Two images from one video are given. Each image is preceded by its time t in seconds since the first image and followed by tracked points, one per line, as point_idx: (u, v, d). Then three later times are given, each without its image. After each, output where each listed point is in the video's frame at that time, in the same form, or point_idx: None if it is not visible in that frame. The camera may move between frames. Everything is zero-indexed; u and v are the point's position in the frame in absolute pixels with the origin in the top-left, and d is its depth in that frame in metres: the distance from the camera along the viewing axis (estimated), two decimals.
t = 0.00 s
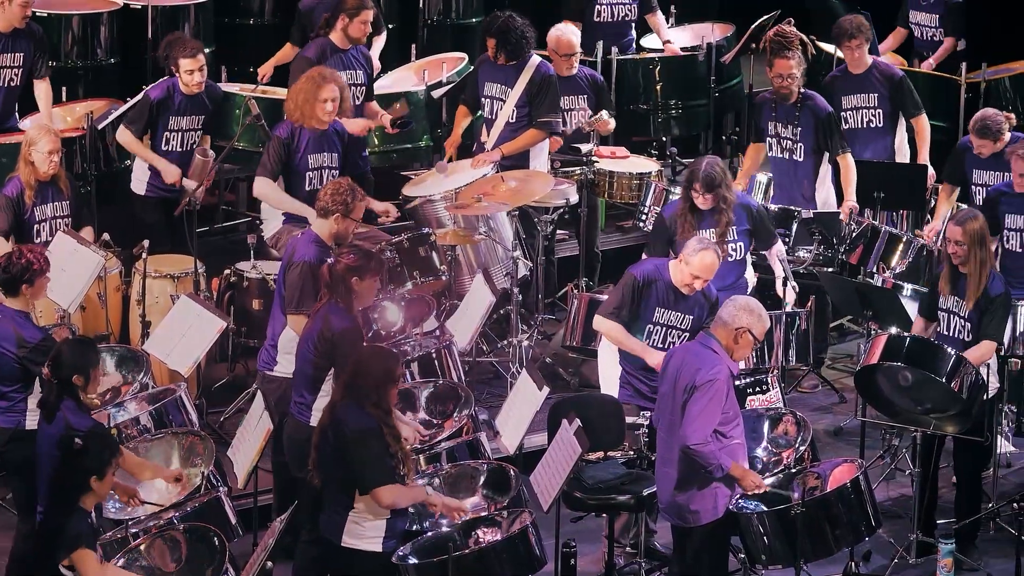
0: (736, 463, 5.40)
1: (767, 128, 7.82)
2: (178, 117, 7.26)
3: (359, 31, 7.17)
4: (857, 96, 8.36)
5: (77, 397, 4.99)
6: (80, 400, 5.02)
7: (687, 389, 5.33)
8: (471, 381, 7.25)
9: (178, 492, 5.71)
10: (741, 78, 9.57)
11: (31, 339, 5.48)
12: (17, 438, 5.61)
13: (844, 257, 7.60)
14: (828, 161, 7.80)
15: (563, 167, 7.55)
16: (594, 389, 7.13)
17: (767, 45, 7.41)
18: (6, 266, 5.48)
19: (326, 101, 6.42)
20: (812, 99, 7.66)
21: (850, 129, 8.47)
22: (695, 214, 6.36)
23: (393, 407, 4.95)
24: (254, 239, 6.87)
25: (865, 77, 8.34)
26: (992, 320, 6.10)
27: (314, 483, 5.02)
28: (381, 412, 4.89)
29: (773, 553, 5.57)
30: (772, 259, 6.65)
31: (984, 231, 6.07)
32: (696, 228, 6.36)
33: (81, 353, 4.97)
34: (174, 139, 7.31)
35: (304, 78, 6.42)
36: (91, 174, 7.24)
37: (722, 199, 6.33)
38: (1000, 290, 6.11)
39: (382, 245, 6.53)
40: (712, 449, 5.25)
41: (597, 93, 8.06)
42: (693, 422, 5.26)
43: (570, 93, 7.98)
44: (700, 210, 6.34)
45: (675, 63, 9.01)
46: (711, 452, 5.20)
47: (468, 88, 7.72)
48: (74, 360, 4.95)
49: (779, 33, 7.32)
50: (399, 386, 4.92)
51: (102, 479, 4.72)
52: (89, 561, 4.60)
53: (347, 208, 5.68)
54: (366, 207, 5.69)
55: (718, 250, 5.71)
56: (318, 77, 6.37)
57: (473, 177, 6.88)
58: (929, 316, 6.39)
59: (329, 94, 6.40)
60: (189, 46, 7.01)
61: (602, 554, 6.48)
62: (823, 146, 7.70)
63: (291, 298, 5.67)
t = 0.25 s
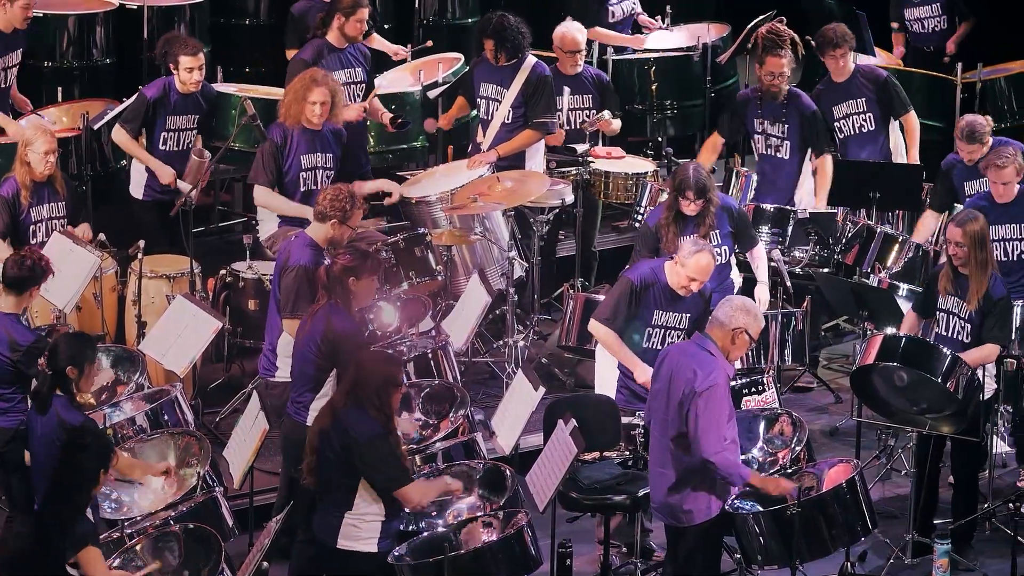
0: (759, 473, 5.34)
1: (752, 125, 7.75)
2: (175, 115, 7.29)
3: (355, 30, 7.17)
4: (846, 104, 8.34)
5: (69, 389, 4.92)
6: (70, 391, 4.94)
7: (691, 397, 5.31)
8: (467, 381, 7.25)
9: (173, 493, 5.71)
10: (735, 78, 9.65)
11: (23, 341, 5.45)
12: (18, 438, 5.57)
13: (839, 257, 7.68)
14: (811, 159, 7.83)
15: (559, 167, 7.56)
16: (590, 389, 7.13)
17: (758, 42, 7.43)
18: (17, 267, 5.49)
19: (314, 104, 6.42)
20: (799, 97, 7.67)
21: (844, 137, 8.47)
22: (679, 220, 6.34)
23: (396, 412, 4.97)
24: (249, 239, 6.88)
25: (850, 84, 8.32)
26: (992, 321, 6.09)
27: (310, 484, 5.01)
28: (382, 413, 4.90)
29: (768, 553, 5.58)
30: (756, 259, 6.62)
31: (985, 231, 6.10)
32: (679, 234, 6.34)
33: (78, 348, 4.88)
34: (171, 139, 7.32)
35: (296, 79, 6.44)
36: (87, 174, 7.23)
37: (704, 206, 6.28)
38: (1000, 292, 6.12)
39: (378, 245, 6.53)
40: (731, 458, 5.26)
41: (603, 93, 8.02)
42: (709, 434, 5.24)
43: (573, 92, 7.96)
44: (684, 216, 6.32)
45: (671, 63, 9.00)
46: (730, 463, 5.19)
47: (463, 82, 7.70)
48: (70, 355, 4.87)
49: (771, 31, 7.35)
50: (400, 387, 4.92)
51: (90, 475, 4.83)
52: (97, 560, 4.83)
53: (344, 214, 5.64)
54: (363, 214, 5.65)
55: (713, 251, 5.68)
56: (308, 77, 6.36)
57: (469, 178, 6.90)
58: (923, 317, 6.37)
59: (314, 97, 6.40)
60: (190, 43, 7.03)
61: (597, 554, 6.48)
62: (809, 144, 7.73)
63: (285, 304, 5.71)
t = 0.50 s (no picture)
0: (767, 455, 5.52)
1: (732, 127, 7.84)
2: (165, 120, 7.27)
3: (352, 27, 7.20)
4: (845, 102, 8.35)
5: (66, 381, 5.14)
6: (68, 384, 5.16)
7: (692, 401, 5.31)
8: (463, 382, 7.25)
9: (168, 493, 5.64)
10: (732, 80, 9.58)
11: (25, 338, 5.42)
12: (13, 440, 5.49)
13: (835, 257, 7.71)
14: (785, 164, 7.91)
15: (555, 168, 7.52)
16: (586, 390, 7.14)
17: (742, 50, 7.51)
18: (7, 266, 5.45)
19: (316, 103, 6.42)
20: (783, 104, 7.75)
21: (841, 136, 8.48)
22: (676, 219, 6.35)
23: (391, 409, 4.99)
24: (245, 239, 6.88)
25: (852, 82, 8.32)
26: (986, 326, 6.09)
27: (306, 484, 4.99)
28: (379, 412, 4.93)
29: (764, 553, 5.58)
30: (747, 260, 6.57)
31: (981, 237, 6.11)
32: (674, 232, 6.37)
33: (72, 340, 5.10)
34: (164, 143, 7.31)
35: (290, 84, 6.41)
36: (83, 175, 7.24)
37: (701, 206, 6.30)
38: (995, 298, 6.11)
39: (374, 246, 6.53)
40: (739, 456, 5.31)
41: (608, 96, 7.99)
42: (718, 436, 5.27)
43: (577, 93, 7.93)
44: (682, 216, 6.34)
45: (667, 65, 9.01)
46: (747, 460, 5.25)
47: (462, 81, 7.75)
48: (65, 348, 5.06)
49: (753, 39, 7.41)
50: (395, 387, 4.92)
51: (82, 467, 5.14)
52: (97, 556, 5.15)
53: (340, 210, 5.66)
54: (360, 209, 5.68)
55: (715, 260, 5.68)
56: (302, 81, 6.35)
57: (464, 178, 6.94)
58: (918, 320, 6.40)
59: (315, 96, 6.40)
60: (180, 49, 7.04)
61: (593, 554, 6.47)
62: (786, 149, 7.81)
63: (286, 296, 5.69)
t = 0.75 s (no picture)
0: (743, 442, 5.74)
1: (725, 125, 7.90)
2: (161, 118, 7.27)
3: (353, 29, 7.17)
4: (848, 100, 8.37)
5: (61, 382, 5.26)
6: (62, 386, 5.29)
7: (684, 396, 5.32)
8: (459, 382, 7.26)
9: (164, 493, 5.67)
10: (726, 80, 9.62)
11: (21, 337, 5.41)
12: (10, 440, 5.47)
13: (831, 257, 7.64)
14: (782, 159, 7.90)
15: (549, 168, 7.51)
16: (582, 390, 7.14)
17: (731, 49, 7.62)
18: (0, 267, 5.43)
19: (322, 103, 6.42)
20: (775, 101, 7.80)
21: (839, 133, 8.48)
22: (683, 216, 6.33)
23: (386, 409, 5.00)
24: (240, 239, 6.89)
25: (862, 82, 8.33)
26: (980, 321, 6.10)
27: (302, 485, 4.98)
28: (376, 411, 4.93)
29: (760, 554, 5.56)
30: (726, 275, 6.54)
31: (968, 231, 6.09)
32: (681, 229, 6.33)
33: (67, 339, 5.19)
34: (162, 140, 7.32)
35: (290, 81, 6.39)
36: (79, 175, 7.23)
37: (710, 203, 6.31)
38: (986, 289, 6.10)
39: (370, 246, 6.54)
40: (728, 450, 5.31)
41: (609, 96, 7.96)
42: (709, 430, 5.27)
43: (577, 92, 7.92)
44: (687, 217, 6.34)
45: (662, 64, 9.01)
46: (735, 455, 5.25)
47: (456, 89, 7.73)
48: (60, 347, 5.16)
49: (741, 36, 7.52)
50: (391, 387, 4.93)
51: (69, 465, 4.96)
52: (92, 546, 4.87)
53: (334, 213, 5.65)
54: (353, 213, 5.67)
55: (703, 246, 5.70)
56: (307, 82, 6.35)
57: (461, 178, 6.95)
58: (911, 321, 6.39)
59: (322, 96, 6.40)
60: (171, 47, 7.04)
61: (589, 554, 6.48)
62: (782, 145, 7.83)
63: (280, 301, 5.72)
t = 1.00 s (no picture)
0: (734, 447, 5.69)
1: (727, 126, 7.81)
2: (165, 118, 7.29)
3: (355, 34, 7.18)
4: (854, 107, 8.38)
5: (59, 381, 5.26)
6: (60, 385, 5.28)
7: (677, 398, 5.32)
8: (454, 382, 7.26)
9: (160, 493, 5.71)
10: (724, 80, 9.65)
11: (22, 338, 5.42)
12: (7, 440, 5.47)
13: (827, 258, 7.65)
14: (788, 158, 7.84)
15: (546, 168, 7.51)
16: (578, 390, 7.15)
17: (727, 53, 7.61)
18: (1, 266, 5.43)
19: (318, 103, 6.43)
20: (779, 100, 7.71)
21: (841, 138, 8.48)
22: (696, 218, 6.35)
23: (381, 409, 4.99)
24: (236, 240, 6.89)
25: (868, 89, 8.34)
26: (971, 321, 6.11)
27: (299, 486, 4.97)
28: (371, 412, 4.93)
29: (756, 553, 5.55)
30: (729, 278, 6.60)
31: (954, 234, 6.11)
32: (694, 231, 6.36)
33: (63, 338, 5.17)
34: (165, 140, 7.34)
35: (288, 82, 6.42)
36: (74, 175, 7.24)
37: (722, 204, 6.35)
38: (976, 292, 6.13)
39: (365, 246, 6.54)
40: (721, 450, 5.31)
41: (606, 97, 7.98)
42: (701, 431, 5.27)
43: (574, 93, 7.92)
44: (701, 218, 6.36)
45: (658, 65, 9.01)
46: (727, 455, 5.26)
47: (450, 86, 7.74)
48: (57, 347, 5.15)
49: (735, 40, 7.53)
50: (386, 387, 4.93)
51: (66, 469, 4.95)
52: (86, 549, 4.88)
53: (335, 211, 5.67)
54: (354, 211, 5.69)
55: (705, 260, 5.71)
56: (301, 81, 6.36)
57: (458, 178, 6.98)
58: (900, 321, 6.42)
59: (318, 96, 6.42)
60: (173, 48, 7.07)
61: (585, 555, 6.48)
62: (787, 143, 7.75)
63: (280, 297, 5.68)
